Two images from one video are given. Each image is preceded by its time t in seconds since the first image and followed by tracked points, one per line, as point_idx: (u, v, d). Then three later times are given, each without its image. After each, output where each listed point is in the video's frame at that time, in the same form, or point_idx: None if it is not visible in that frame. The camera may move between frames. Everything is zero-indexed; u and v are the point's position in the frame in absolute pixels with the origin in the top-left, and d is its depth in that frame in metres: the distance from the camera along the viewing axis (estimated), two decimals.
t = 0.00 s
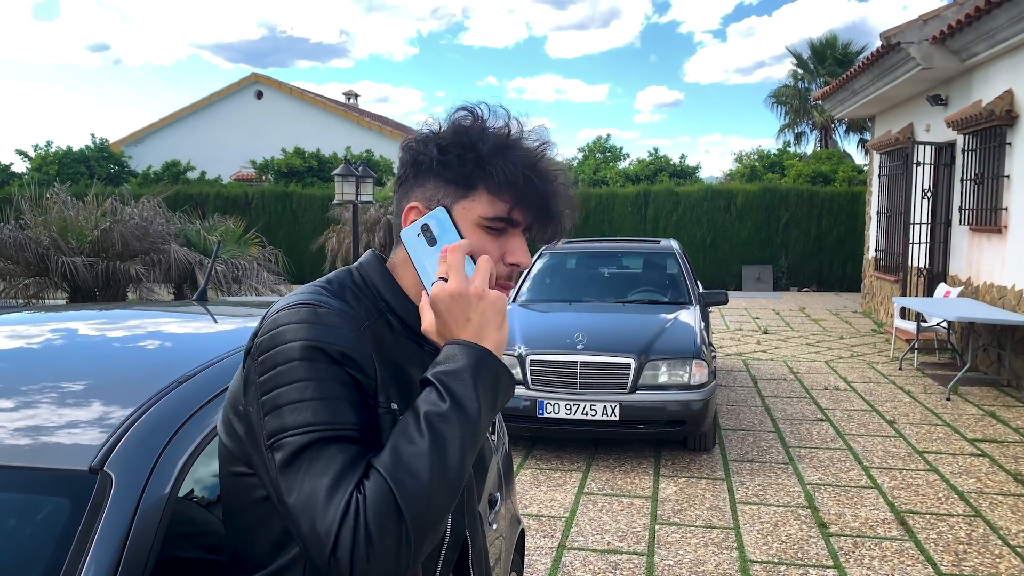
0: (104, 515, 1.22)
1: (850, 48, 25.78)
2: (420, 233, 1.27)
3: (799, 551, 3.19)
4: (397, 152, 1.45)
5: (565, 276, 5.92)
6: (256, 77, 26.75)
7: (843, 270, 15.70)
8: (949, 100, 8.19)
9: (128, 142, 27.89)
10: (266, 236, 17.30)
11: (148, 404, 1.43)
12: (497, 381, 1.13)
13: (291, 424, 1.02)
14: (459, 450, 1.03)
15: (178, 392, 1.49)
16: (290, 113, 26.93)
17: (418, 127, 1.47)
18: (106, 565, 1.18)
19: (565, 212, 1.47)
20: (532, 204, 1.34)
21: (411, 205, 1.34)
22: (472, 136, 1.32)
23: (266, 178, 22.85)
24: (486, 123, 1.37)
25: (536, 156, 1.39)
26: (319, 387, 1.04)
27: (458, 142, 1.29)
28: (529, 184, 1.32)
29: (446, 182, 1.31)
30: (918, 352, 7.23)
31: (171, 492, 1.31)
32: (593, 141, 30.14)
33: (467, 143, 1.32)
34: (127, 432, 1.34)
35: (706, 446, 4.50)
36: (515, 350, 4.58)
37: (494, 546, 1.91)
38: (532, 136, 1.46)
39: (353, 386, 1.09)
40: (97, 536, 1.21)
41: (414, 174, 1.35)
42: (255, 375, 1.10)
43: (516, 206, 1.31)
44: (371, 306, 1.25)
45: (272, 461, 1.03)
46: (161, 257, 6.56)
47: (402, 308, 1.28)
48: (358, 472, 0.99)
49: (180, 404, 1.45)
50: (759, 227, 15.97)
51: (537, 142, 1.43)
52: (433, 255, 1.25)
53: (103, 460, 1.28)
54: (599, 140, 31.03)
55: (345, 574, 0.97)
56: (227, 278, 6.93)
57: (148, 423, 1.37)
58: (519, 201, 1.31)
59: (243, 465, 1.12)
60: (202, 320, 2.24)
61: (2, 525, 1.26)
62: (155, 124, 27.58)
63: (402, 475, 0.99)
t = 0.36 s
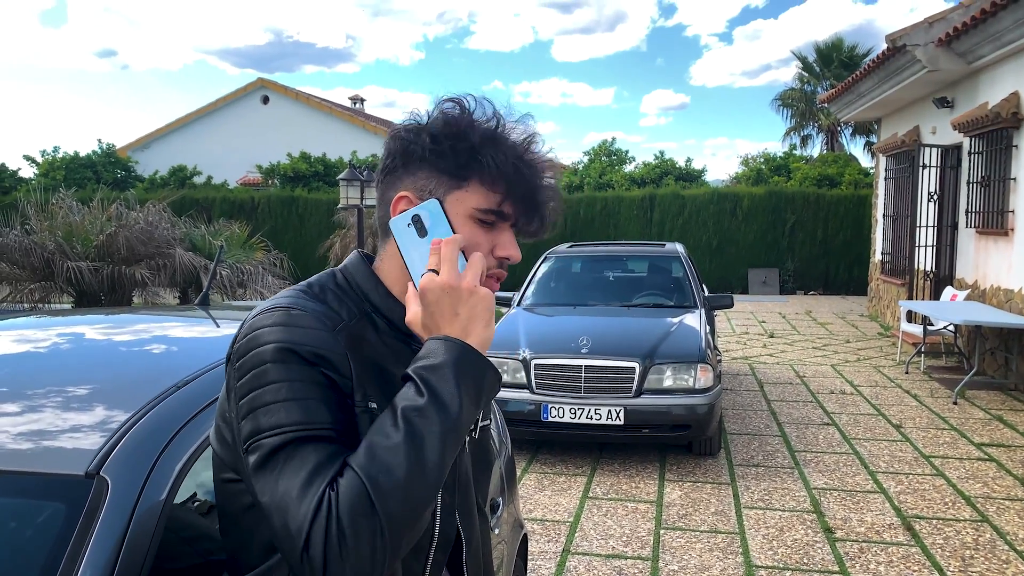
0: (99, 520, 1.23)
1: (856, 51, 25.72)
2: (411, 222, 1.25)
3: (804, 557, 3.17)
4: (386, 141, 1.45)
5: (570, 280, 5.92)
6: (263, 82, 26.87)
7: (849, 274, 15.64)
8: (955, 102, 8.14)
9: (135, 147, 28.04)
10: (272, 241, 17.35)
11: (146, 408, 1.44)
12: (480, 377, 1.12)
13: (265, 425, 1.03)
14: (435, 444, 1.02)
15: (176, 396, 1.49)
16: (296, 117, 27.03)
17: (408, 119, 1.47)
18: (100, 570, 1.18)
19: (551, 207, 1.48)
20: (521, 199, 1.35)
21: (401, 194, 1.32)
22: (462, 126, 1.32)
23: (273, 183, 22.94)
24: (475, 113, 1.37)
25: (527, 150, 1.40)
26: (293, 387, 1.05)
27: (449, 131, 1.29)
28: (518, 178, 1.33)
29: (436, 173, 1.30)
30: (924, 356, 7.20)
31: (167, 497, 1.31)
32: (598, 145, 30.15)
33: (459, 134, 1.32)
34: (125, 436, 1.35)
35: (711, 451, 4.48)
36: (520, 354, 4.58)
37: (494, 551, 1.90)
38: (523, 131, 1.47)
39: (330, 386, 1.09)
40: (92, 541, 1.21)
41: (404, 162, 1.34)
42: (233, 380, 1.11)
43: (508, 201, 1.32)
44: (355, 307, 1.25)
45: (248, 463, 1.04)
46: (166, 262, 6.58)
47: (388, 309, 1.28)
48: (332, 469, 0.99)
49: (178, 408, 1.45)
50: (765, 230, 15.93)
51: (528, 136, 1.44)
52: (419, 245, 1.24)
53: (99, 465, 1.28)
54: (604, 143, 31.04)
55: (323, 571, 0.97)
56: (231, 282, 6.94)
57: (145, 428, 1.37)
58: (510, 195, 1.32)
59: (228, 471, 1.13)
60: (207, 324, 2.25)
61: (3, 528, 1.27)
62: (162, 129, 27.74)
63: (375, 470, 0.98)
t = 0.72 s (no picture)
0: (91, 529, 1.23)
1: (863, 54, 25.65)
2: (430, 239, 1.27)
3: (808, 562, 3.15)
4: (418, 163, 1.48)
5: (575, 284, 5.91)
6: (269, 87, 27.00)
7: (856, 278, 15.58)
8: (961, 106, 8.11)
9: (142, 151, 28.19)
10: (278, 245, 17.41)
11: (139, 419, 1.44)
12: (496, 392, 1.12)
13: (288, 427, 1.03)
14: (454, 457, 1.03)
15: (169, 408, 1.50)
16: (302, 122, 27.14)
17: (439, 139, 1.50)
18: None
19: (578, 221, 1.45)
20: (541, 212, 1.33)
21: (426, 210, 1.34)
22: (480, 145, 1.34)
23: (279, 187, 23.03)
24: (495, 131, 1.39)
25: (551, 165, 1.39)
26: (319, 391, 1.05)
27: (466, 150, 1.31)
28: (537, 191, 1.32)
29: (458, 190, 1.31)
30: (931, 360, 7.16)
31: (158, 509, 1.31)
32: (604, 149, 30.16)
33: (478, 152, 1.33)
34: (116, 447, 1.35)
35: (716, 456, 4.47)
36: (524, 359, 4.57)
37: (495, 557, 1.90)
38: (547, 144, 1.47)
39: (355, 392, 1.10)
40: (84, 550, 1.21)
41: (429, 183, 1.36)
42: (260, 378, 1.11)
43: (529, 215, 1.31)
44: (384, 313, 1.25)
45: (270, 462, 1.05)
46: (171, 267, 6.61)
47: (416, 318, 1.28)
48: (350, 478, 1.00)
49: (171, 421, 1.46)
50: (771, 234, 15.88)
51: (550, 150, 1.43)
52: (440, 261, 1.25)
53: (90, 476, 1.29)
54: (610, 147, 31.03)
55: None
56: (236, 287, 6.96)
57: (137, 439, 1.38)
58: (531, 208, 1.31)
59: (246, 467, 1.13)
60: (212, 331, 2.26)
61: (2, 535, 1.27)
62: (169, 134, 27.89)
63: (394, 481, 0.99)
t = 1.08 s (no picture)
0: (75, 536, 1.23)
1: (868, 57, 25.59)
2: (474, 291, 1.23)
3: (811, 567, 3.14)
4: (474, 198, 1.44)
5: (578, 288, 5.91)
6: (274, 91, 27.12)
7: (861, 282, 15.52)
8: (965, 109, 8.09)
9: (149, 156, 28.35)
10: (282, 248, 17.46)
11: (125, 427, 1.45)
12: (516, 471, 1.12)
13: (305, 477, 1.04)
14: (465, 532, 1.03)
15: (157, 415, 1.51)
16: (308, 126, 27.25)
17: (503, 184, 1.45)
18: None
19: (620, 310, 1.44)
20: (592, 301, 1.31)
21: (474, 259, 1.30)
22: (558, 218, 1.30)
23: (284, 191, 23.11)
24: (575, 205, 1.35)
25: (612, 250, 1.36)
26: (340, 444, 1.05)
27: (541, 221, 1.27)
28: (595, 281, 1.30)
29: (515, 251, 1.28)
30: (937, 364, 7.12)
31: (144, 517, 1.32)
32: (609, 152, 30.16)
33: (551, 224, 1.29)
34: (102, 456, 1.36)
35: (720, 460, 4.45)
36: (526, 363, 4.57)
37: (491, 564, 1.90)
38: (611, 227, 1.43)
39: (373, 444, 1.10)
40: (68, 556, 1.22)
41: (487, 232, 1.32)
42: (277, 413, 1.11)
43: (576, 296, 1.29)
44: (402, 354, 1.26)
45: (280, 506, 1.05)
46: (175, 271, 6.63)
47: (434, 357, 1.30)
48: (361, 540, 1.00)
49: (158, 428, 1.47)
50: (776, 237, 15.84)
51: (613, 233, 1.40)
52: (479, 318, 1.21)
53: (75, 484, 1.29)
54: (615, 151, 31.03)
55: None
56: (239, 291, 6.97)
57: (124, 447, 1.39)
58: (580, 293, 1.29)
59: (254, 494, 1.15)
60: (217, 335, 2.27)
61: None
62: (175, 139, 28.04)
63: (406, 553, 0.99)
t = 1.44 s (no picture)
0: (61, 541, 1.24)
1: (872, 59, 25.55)
2: (371, 256, 1.28)
3: (813, 572, 3.13)
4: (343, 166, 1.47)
5: (580, 291, 5.90)
6: (279, 95, 27.22)
7: (865, 284, 15.49)
8: (969, 112, 8.07)
9: (154, 159, 28.46)
10: (286, 252, 17.50)
11: (114, 432, 1.46)
12: (453, 428, 1.12)
13: (238, 481, 1.04)
14: (407, 506, 1.03)
15: (147, 420, 1.52)
16: (312, 129, 27.33)
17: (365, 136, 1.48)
18: None
19: (520, 209, 1.48)
20: (484, 215, 1.35)
21: (361, 224, 1.34)
22: (415, 147, 1.33)
23: (289, 195, 23.17)
24: (425, 124, 1.38)
25: (484, 158, 1.40)
26: (265, 442, 1.05)
27: (398, 159, 1.30)
28: (477, 196, 1.34)
29: (388, 200, 1.32)
30: (941, 367, 7.09)
31: (132, 524, 1.33)
32: (613, 155, 30.17)
33: (409, 158, 1.33)
34: (89, 461, 1.36)
35: (722, 464, 4.44)
36: (528, 366, 4.57)
37: (488, 568, 1.92)
38: (476, 130, 1.47)
39: (302, 436, 1.10)
40: (53, 560, 1.22)
41: (359, 190, 1.36)
42: (206, 424, 1.12)
43: (470, 220, 1.33)
44: (330, 338, 1.27)
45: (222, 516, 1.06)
46: (177, 275, 6.64)
47: (367, 336, 1.30)
48: (303, 532, 1.00)
49: (149, 433, 1.48)
50: (780, 241, 15.81)
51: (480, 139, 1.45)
52: (384, 279, 1.26)
53: (62, 489, 1.30)
54: (619, 154, 31.03)
55: None
56: (241, 294, 6.98)
57: (114, 452, 1.40)
58: (473, 214, 1.33)
59: (206, 504, 1.16)
60: (221, 339, 2.28)
61: None
62: (180, 142, 28.14)
63: (347, 537, 0.99)
